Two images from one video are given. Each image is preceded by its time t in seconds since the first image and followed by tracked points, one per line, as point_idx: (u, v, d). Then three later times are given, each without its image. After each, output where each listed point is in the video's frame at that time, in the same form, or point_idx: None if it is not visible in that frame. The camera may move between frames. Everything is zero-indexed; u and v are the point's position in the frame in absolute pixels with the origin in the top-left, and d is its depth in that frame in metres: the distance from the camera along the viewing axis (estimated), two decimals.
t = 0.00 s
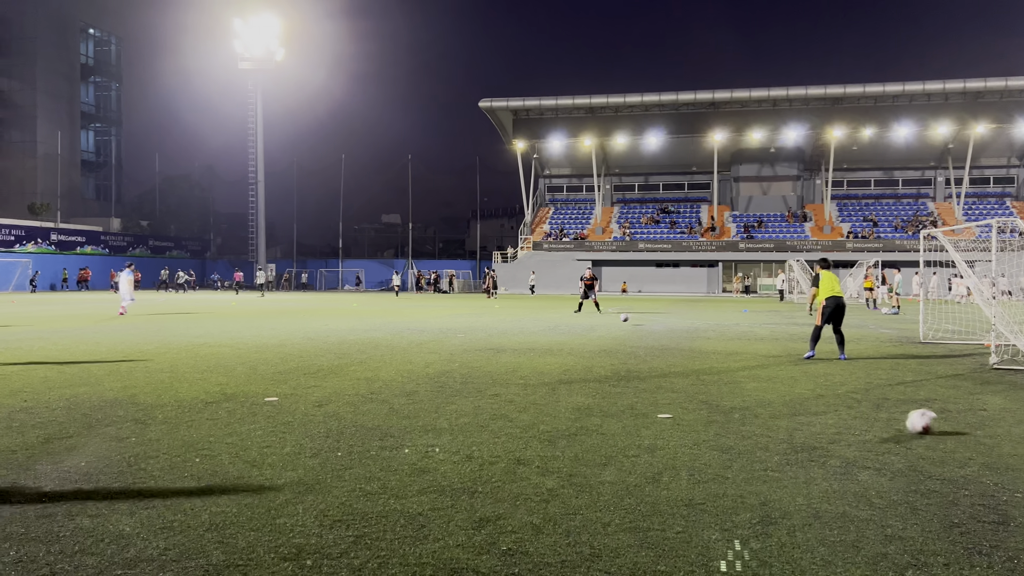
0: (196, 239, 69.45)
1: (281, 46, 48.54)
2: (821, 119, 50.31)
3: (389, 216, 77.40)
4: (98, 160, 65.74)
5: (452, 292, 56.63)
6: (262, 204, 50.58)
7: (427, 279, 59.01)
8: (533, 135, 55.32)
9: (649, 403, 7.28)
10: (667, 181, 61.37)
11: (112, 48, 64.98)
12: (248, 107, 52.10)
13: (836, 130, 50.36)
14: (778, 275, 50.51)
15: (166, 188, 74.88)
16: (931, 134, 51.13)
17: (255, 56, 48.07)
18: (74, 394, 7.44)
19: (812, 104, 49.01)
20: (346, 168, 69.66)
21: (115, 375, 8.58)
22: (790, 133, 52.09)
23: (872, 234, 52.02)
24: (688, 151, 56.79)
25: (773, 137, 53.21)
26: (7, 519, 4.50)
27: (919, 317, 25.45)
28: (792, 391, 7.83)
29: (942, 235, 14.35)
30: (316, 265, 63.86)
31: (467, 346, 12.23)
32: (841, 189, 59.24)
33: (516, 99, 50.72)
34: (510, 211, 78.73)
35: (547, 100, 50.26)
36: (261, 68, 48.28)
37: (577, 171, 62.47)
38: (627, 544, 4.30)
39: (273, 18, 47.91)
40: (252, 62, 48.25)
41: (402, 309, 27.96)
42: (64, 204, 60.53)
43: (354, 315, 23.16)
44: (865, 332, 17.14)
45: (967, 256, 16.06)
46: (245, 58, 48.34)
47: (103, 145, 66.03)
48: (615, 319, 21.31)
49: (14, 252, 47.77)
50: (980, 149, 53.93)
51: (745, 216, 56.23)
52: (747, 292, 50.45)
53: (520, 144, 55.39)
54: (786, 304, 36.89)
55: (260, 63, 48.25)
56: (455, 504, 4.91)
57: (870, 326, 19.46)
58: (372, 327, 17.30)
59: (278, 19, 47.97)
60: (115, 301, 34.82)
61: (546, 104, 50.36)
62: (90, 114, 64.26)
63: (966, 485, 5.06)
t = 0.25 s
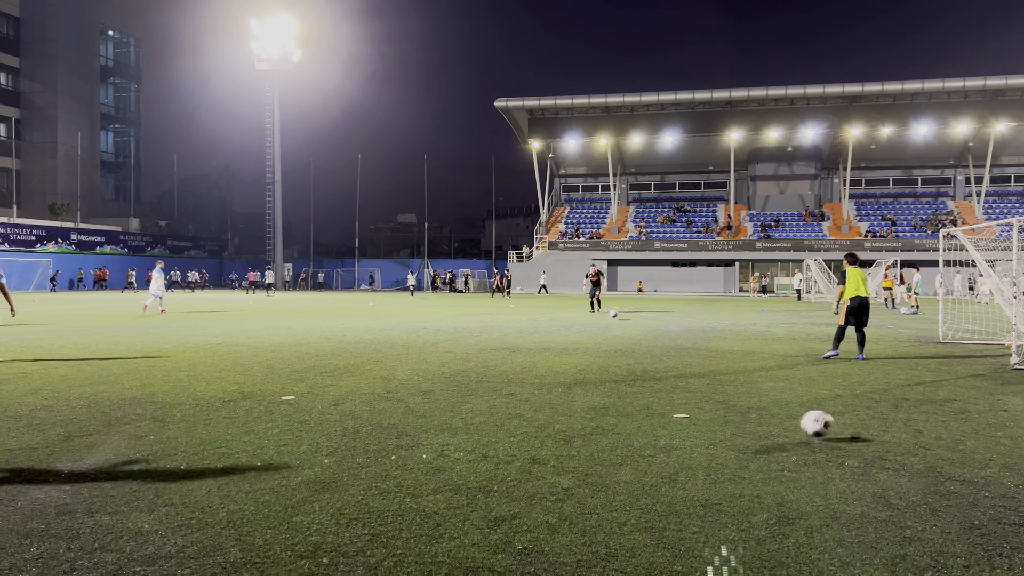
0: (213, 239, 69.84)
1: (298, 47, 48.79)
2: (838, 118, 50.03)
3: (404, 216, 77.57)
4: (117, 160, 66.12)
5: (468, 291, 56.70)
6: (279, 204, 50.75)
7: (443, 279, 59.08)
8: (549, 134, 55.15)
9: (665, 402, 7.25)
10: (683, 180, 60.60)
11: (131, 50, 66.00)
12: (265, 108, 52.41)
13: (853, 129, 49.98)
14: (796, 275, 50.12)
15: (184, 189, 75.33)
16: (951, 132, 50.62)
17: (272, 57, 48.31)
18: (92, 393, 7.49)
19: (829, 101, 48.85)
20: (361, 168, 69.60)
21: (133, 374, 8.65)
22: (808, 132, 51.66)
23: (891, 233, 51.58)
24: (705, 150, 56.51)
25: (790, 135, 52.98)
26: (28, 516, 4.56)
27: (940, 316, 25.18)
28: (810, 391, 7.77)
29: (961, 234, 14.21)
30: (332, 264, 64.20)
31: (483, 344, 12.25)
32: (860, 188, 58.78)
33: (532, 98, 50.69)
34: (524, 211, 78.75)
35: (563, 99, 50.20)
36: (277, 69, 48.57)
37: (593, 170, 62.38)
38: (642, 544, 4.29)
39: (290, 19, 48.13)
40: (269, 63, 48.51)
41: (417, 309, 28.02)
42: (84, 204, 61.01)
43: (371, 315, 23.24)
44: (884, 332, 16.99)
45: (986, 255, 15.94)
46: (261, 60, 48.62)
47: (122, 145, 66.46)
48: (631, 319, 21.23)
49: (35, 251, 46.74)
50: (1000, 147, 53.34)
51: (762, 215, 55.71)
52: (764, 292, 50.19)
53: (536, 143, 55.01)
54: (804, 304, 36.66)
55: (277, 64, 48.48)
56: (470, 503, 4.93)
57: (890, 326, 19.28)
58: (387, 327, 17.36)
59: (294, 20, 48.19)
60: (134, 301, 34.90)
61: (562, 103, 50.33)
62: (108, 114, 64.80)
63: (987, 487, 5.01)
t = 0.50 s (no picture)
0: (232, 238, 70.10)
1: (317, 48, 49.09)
2: (858, 117, 49.62)
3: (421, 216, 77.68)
4: (138, 162, 65.11)
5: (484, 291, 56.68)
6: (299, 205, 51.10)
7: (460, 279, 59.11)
8: (566, 134, 55.24)
9: (683, 403, 7.22)
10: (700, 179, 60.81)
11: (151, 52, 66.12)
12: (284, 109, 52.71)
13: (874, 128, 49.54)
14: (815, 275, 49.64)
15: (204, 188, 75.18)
16: (974, 132, 50.03)
17: (291, 58, 48.69)
18: (112, 391, 7.57)
19: (848, 101, 48.53)
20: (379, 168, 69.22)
21: (154, 373, 8.73)
22: (827, 131, 51.53)
23: (911, 233, 51.08)
24: (723, 150, 56.30)
25: (809, 135, 52.74)
26: (51, 513, 4.60)
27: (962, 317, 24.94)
28: (829, 393, 7.72)
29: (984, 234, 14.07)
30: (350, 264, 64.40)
31: (500, 344, 12.27)
32: (880, 187, 58.40)
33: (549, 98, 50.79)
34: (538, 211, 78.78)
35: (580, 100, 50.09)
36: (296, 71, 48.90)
37: (610, 170, 62.45)
38: (660, 545, 4.27)
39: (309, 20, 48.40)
40: (288, 64, 48.87)
41: (436, 309, 28.03)
42: (105, 205, 60.86)
43: (390, 315, 23.31)
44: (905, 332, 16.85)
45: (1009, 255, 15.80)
46: (281, 61, 48.96)
47: (142, 147, 65.53)
48: (650, 320, 21.17)
49: (57, 251, 48.27)
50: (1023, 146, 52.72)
51: (782, 215, 55.42)
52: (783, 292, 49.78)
53: (553, 143, 55.29)
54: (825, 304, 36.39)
55: (297, 65, 48.83)
56: (487, 503, 4.93)
57: (911, 327, 19.12)
58: (405, 327, 17.39)
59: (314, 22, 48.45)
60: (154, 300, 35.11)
61: (580, 103, 50.24)
62: (129, 115, 64.11)
63: (1009, 490, 4.95)
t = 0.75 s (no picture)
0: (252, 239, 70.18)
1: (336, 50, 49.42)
2: (880, 117, 48.75)
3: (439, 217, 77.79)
4: (161, 163, 64.71)
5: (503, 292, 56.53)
6: (319, 209, 51.68)
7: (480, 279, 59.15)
8: (585, 134, 55.13)
9: (704, 405, 7.19)
10: (720, 180, 60.56)
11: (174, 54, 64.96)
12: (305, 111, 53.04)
13: (896, 128, 48.77)
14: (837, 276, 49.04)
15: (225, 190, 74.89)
16: (999, 131, 49.27)
17: (312, 61, 49.05)
18: (134, 391, 7.65)
19: (872, 100, 47.42)
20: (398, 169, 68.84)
21: (175, 372, 8.81)
22: (849, 131, 50.78)
23: (934, 233, 50.53)
24: (743, 150, 55.99)
25: (831, 135, 52.23)
26: (76, 510, 4.66)
27: (987, 318, 24.68)
28: (850, 395, 7.67)
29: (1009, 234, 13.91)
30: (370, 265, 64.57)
31: (517, 345, 12.28)
32: (902, 188, 57.99)
33: (568, 99, 50.76)
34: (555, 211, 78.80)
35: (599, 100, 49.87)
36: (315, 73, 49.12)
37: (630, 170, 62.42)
38: (680, 547, 4.26)
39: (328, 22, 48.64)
40: (308, 66, 49.27)
41: (455, 309, 28.00)
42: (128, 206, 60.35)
43: (410, 315, 23.33)
44: (928, 334, 16.71)
45: None
46: (301, 63, 49.32)
47: (165, 148, 64.96)
48: (670, 321, 21.08)
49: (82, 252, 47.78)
50: None
51: (803, 216, 55.12)
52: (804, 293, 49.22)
53: (572, 144, 55.21)
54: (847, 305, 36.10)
55: (316, 67, 49.22)
56: (507, 503, 4.93)
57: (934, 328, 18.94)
58: (423, 327, 17.42)
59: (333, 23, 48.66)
60: (175, 301, 35.31)
61: (599, 103, 50.05)
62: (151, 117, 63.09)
63: None
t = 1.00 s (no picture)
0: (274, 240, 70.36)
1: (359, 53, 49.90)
2: (905, 118, 47.65)
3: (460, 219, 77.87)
4: (186, 165, 64.21)
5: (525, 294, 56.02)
6: (341, 211, 52.02)
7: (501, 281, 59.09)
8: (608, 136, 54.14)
9: (726, 407, 7.16)
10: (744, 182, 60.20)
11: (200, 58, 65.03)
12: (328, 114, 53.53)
13: (922, 129, 47.78)
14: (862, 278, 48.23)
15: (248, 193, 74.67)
16: None
17: (335, 63, 49.52)
18: (160, 391, 7.74)
19: (897, 100, 46.53)
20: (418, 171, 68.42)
21: (200, 372, 8.92)
22: (874, 131, 49.80)
23: (962, 235, 49.81)
24: (767, 150, 55.49)
25: (855, 136, 51.50)
26: (103, 509, 4.72)
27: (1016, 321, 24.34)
28: (875, 397, 7.60)
29: None
30: (392, 267, 64.75)
31: (538, 346, 12.29)
32: (929, 189, 57.38)
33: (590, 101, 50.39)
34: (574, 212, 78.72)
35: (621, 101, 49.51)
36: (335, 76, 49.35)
37: (652, 171, 62.24)
38: (703, 550, 4.24)
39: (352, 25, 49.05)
40: (330, 69, 49.87)
41: (476, 311, 27.98)
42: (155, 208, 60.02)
43: (431, 317, 23.38)
44: (954, 337, 16.50)
45: None
46: (324, 66, 49.91)
47: (190, 151, 64.61)
48: (691, 323, 21.00)
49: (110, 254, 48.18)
50: None
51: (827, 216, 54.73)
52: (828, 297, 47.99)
53: (595, 145, 54.41)
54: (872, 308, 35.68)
55: (339, 70, 49.82)
56: (528, 505, 4.93)
57: (962, 331, 18.67)
58: (443, 329, 17.48)
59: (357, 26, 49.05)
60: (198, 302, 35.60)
61: (621, 104, 49.61)
62: (178, 121, 63.20)
63: None
